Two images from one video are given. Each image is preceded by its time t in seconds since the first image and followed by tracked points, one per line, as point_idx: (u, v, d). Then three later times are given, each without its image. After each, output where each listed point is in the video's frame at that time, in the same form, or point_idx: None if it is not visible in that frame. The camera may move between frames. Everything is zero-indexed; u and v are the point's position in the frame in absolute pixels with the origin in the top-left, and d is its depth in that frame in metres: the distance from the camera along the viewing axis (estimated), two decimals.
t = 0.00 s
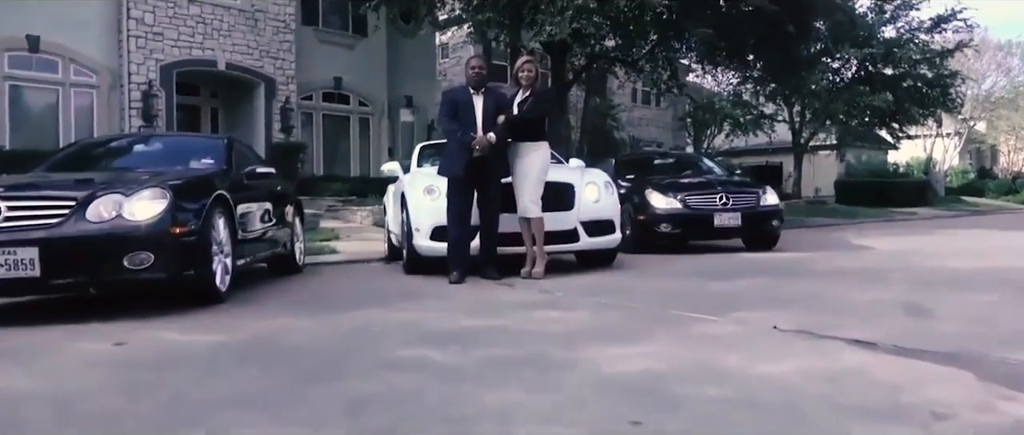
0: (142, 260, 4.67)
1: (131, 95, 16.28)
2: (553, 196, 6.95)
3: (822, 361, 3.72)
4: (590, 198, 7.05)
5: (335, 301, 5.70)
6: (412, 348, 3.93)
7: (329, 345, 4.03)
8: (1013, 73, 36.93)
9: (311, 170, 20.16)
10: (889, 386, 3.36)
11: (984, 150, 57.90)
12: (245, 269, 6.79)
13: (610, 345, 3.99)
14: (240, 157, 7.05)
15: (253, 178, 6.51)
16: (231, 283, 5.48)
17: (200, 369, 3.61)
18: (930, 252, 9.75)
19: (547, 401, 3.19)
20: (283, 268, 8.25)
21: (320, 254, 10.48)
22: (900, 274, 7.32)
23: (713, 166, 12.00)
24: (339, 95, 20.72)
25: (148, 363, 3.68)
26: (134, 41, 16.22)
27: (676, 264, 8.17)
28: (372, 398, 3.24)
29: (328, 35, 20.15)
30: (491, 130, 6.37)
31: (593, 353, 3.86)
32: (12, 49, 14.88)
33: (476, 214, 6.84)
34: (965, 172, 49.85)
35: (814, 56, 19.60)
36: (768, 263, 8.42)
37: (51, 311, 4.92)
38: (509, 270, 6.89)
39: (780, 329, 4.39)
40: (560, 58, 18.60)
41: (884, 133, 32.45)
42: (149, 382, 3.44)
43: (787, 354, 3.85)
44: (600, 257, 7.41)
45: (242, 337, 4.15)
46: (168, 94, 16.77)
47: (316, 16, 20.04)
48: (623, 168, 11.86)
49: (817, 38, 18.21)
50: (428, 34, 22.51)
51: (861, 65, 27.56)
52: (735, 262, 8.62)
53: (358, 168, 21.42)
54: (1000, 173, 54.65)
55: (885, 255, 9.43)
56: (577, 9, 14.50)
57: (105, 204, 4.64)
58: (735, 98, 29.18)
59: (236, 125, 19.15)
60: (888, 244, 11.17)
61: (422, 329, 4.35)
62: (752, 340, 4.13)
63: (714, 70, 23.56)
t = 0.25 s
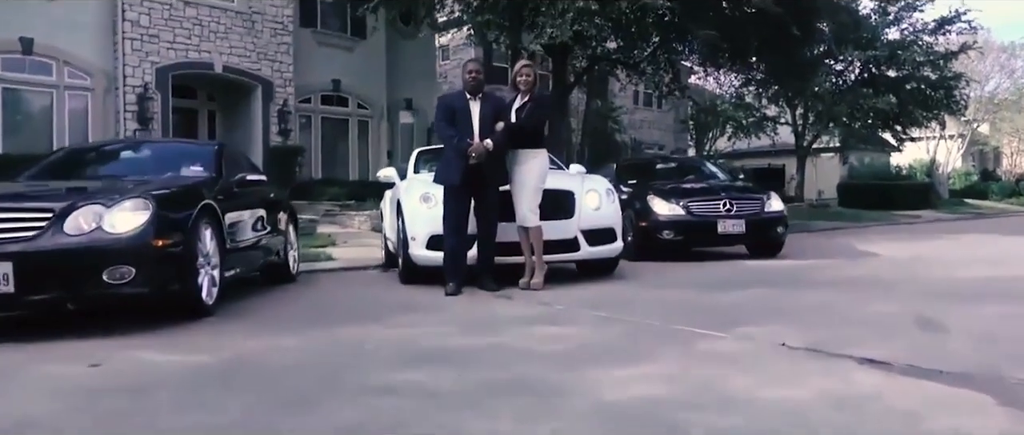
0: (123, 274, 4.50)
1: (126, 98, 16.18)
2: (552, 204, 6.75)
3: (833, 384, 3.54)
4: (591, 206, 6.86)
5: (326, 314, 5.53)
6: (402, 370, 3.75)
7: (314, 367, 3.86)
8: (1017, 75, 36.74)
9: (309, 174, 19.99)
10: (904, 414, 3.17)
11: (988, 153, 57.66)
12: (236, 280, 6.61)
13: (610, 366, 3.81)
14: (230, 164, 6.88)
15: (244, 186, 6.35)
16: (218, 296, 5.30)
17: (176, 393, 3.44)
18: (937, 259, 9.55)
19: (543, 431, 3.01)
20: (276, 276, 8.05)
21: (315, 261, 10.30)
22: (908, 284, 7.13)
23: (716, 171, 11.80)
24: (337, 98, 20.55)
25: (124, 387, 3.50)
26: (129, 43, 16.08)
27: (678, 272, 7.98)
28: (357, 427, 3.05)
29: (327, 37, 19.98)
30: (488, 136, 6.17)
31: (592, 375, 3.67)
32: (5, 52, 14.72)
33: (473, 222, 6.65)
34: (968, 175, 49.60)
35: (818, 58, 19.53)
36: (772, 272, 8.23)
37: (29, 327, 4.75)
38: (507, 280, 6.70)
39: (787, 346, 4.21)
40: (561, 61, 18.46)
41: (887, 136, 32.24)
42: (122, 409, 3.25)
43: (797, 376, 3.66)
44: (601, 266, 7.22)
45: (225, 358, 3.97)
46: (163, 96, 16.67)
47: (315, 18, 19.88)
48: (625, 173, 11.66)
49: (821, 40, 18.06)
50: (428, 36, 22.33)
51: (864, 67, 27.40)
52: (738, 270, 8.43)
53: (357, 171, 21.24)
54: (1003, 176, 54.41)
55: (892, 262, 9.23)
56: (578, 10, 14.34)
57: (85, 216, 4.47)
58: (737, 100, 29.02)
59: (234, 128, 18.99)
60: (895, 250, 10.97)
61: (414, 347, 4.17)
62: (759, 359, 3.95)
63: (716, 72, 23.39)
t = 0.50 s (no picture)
0: (96, 296, 4.31)
1: (121, 101, 15.96)
2: (551, 214, 6.52)
3: (852, 423, 3.33)
4: (591, 216, 6.63)
5: (317, 333, 5.31)
6: (394, 406, 3.54)
7: (300, 402, 3.64)
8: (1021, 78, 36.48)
9: (307, 177, 19.76)
10: None
11: (990, 155, 57.38)
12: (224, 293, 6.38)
13: (615, 401, 3.60)
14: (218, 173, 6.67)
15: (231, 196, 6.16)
16: (202, 314, 5.12)
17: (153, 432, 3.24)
18: (947, 269, 9.33)
19: None
20: (269, 288, 7.82)
21: (309, 269, 10.06)
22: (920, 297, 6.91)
23: (721, 177, 11.56)
24: (336, 100, 20.32)
25: (96, 427, 3.29)
26: (124, 46, 15.88)
27: (682, 284, 7.75)
28: None
29: (325, 39, 19.77)
30: (485, 146, 5.94)
31: (596, 411, 3.46)
32: None
33: (469, 234, 6.43)
34: (971, 176, 49.33)
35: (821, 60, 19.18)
36: (778, 284, 8.00)
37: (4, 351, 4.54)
38: (505, 294, 6.48)
39: (801, 376, 4.00)
40: (561, 64, 18.22)
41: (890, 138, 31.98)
42: None
43: (813, 412, 3.46)
44: (602, 279, 6.99)
45: (206, 391, 3.76)
46: (159, 99, 16.47)
47: (313, 19, 19.66)
48: (627, 179, 11.43)
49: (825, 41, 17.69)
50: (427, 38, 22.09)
51: (868, 69, 27.18)
52: (744, 281, 8.20)
53: (356, 174, 21.02)
54: (1006, 178, 54.12)
55: (900, 272, 9.01)
56: (579, 12, 14.09)
57: (57, 233, 4.30)
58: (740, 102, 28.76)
59: (232, 131, 18.78)
60: (902, 259, 10.74)
61: (407, 378, 3.96)
62: (772, 392, 3.74)
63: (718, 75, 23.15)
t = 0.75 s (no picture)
0: (72, 315, 4.14)
1: (116, 104, 15.75)
2: (551, 225, 6.31)
3: None
4: (593, 226, 6.43)
5: (308, 351, 5.12)
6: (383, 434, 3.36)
7: (287, 428, 3.45)
8: None
9: (306, 180, 19.55)
10: None
11: (993, 157, 57.19)
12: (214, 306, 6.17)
13: (619, 429, 3.41)
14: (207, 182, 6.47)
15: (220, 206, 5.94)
16: (188, 330, 4.92)
17: None
18: (956, 278, 9.12)
19: None
20: (262, 298, 7.62)
21: (305, 276, 9.86)
22: (931, 309, 6.72)
23: (724, 183, 11.35)
24: (335, 102, 20.11)
25: None
26: (118, 47, 15.67)
27: (685, 295, 7.55)
28: None
29: (323, 41, 19.56)
30: (483, 154, 5.72)
31: None
32: None
33: (466, 245, 6.22)
34: (973, 178, 49.12)
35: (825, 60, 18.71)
36: (784, 294, 7.80)
37: None
38: (503, 306, 6.27)
39: (815, 399, 3.82)
40: (562, 66, 18.00)
41: (893, 140, 31.78)
42: None
43: None
44: (603, 290, 6.80)
45: (187, 419, 3.57)
46: (155, 102, 16.26)
47: (312, 21, 19.45)
48: (629, 184, 11.23)
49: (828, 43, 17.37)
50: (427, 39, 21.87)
51: (870, 71, 26.99)
52: (748, 291, 8.00)
53: (354, 177, 20.81)
54: (1009, 181, 53.94)
55: (909, 281, 8.81)
56: (580, 14, 13.86)
57: (33, 249, 4.11)
58: (742, 104, 28.54)
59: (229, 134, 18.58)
60: (909, 266, 10.55)
61: (400, 403, 3.77)
62: (785, 419, 3.55)
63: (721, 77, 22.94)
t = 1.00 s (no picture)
0: (43, 341, 3.96)
1: (110, 106, 15.49)
2: (553, 237, 6.07)
3: None
4: (595, 238, 6.20)
5: (299, 373, 4.89)
6: None
7: None
8: None
9: (304, 183, 19.32)
10: None
11: (994, 159, 57.00)
12: (202, 322, 5.93)
13: None
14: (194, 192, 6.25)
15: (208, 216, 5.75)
16: (171, 350, 4.73)
17: None
18: (967, 289, 8.91)
19: None
20: (254, 311, 7.38)
21: (299, 284, 9.62)
22: (944, 325, 6.51)
23: (729, 188, 11.12)
24: (332, 104, 19.88)
25: None
26: (113, 49, 15.43)
27: (690, 308, 7.33)
28: None
29: (321, 42, 19.33)
30: (482, 165, 5.48)
31: None
32: None
33: (464, 257, 5.98)
34: (974, 180, 48.92)
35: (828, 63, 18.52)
36: (793, 307, 7.57)
37: None
38: (503, 322, 6.03)
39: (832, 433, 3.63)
40: (563, 68, 17.76)
41: (896, 143, 31.57)
42: None
43: None
44: (606, 304, 6.57)
45: None
46: (150, 104, 16.02)
47: (310, 22, 19.21)
48: (630, 190, 11.00)
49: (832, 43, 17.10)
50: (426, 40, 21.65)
51: (874, 72, 26.84)
52: (755, 304, 7.77)
53: (353, 180, 20.57)
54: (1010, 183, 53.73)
55: (920, 292, 8.59)
56: (581, 16, 13.59)
57: (2, 271, 3.93)
58: (744, 106, 28.31)
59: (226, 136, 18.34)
60: (917, 275, 10.33)
61: None
62: None
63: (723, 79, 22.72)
